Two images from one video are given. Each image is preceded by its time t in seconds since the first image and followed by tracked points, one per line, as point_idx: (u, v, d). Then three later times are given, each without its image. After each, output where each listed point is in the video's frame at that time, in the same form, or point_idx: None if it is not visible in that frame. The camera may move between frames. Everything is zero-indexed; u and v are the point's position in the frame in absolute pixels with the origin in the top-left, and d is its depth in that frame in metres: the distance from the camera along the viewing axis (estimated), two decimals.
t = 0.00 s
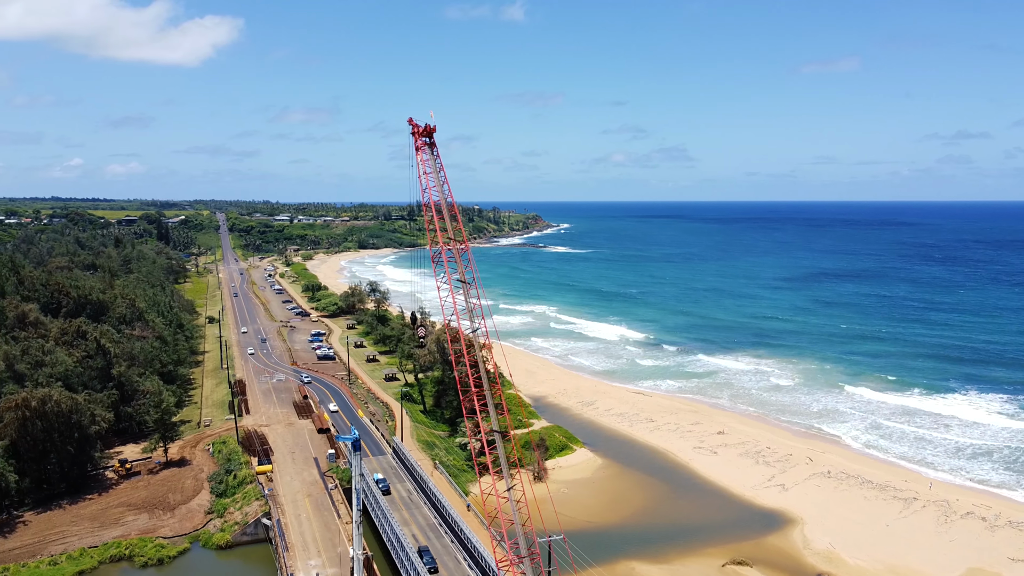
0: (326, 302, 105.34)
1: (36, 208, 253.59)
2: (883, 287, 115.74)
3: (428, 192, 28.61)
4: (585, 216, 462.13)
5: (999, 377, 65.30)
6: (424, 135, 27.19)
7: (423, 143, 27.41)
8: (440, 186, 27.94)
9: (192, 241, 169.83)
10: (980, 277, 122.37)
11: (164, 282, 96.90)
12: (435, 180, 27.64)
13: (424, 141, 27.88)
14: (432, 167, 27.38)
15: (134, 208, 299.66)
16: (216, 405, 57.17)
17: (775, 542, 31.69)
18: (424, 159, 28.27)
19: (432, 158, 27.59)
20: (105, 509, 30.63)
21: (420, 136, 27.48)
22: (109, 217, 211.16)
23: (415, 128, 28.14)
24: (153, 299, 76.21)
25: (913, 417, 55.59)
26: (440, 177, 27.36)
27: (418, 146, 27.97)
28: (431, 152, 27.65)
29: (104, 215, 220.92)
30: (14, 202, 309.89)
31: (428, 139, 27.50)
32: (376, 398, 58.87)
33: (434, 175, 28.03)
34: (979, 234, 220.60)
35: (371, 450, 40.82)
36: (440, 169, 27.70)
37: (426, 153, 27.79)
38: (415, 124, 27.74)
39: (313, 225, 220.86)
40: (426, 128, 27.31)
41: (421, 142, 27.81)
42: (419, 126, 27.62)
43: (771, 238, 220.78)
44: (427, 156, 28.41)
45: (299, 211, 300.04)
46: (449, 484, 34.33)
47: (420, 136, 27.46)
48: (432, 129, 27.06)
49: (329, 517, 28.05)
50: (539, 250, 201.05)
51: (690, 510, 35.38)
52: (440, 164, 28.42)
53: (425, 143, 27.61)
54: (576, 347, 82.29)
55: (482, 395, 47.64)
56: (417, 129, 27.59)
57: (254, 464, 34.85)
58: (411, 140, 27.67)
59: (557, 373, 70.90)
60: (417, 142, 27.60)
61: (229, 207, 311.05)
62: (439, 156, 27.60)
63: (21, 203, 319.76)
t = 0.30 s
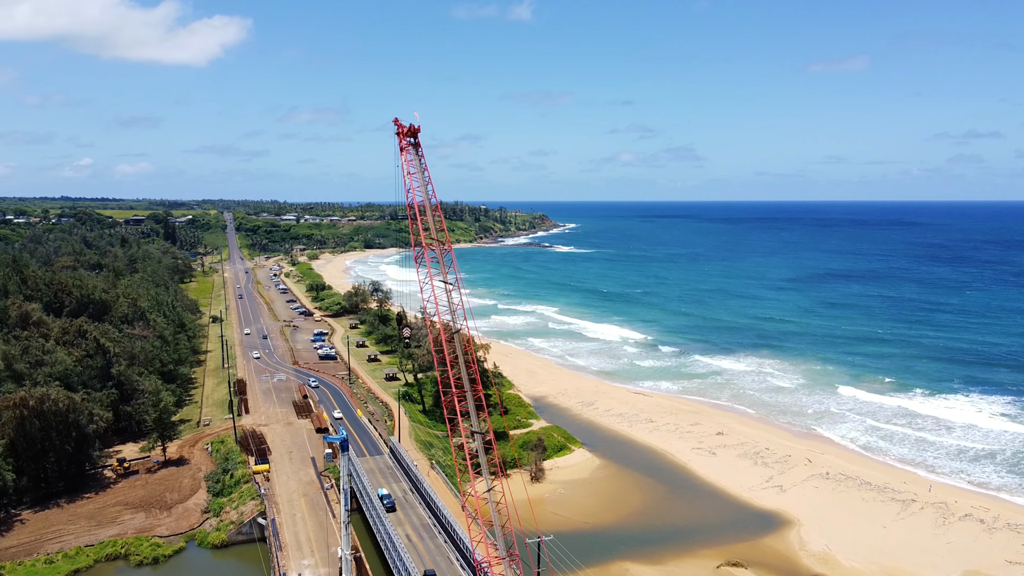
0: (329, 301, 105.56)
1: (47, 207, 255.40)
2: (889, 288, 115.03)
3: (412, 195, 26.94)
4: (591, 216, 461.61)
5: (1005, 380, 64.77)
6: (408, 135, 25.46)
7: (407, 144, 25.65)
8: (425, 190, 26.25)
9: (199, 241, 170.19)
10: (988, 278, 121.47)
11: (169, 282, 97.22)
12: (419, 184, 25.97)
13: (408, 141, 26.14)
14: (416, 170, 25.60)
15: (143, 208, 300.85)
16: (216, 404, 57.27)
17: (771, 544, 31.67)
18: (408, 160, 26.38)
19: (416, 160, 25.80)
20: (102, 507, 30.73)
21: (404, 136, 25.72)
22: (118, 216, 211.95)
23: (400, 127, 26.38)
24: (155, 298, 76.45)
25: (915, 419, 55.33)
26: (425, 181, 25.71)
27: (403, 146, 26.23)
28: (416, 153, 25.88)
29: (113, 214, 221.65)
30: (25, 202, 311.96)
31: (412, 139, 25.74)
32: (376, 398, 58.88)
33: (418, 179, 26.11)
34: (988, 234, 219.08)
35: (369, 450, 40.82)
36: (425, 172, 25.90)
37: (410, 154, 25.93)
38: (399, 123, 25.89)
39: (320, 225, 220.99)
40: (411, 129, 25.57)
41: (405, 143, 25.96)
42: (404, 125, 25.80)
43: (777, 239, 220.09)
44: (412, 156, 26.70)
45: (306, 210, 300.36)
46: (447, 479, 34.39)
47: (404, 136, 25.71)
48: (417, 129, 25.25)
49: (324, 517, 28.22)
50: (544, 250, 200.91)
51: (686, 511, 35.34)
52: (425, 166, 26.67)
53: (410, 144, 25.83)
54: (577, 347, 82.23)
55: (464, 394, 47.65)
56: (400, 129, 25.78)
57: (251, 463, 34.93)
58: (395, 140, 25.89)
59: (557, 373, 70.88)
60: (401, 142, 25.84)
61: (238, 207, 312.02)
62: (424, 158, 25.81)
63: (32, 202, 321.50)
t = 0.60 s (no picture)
0: (336, 301, 105.97)
1: (63, 207, 257.84)
2: (900, 290, 114.01)
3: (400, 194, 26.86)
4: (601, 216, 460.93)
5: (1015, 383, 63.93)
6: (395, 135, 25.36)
7: (395, 144, 25.53)
8: (413, 189, 26.19)
9: (210, 241, 171.35)
10: (1001, 280, 119.96)
11: (178, 282, 97.98)
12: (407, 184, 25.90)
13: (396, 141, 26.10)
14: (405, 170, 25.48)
15: (156, 208, 302.55)
16: (220, 404, 57.56)
17: (770, 546, 31.55)
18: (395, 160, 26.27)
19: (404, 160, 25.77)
20: (103, 506, 30.94)
21: (392, 136, 25.58)
22: (131, 216, 213.69)
23: (387, 127, 26.30)
24: (163, 298, 77.04)
25: (921, 422, 54.80)
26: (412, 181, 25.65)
27: (390, 146, 26.21)
28: (403, 152, 25.87)
29: (127, 215, 223.56)
30: (41, 202, 315.49)
31: (400, 139, 25.62)
32: (379, 398, 58.95)
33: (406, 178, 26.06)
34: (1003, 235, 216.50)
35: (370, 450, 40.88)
36: (413, 171, 25.75)
37: (398, 153, 25.89)
38: (387, 123, 25.76)
39: (330, 225, 221.76)
40: (398, 128, 25.43)
41: (393, 143, 25.86)
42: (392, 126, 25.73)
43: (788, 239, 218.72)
44: (398, 156, 26.73)
45: (318, 210, 301.62)
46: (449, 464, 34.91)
47: (391, 136, 25.57)
48: (404, 129, 25.20)
49: (322, 517, 28.36)
50: (552, 250, 200.78)
51: (686, 512, 35.24)
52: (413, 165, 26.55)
53: (397, 144, 25.76)
54: (582, 348, 82.16)
55: (448, 394, 47.45)
56: (388, 129, 25.69)
57: (252, 463, 35.08)
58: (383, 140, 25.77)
59: (562, 373, 70.80)
60: (388, 142, 25.70)
61: (250, 206, 313.82)
62: (411, 158, 25.77)
63: (48, 202, 325.00)
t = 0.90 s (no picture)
0: (344, 301, 106.32)
1: (79, 207, 260.69)
2: (911, 292, 112.98)
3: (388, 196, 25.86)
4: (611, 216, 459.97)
5: None
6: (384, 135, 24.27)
7: (383, 145, 24.52)
8: (401, 190, 25.08)
9: (222, 241, 172.35)
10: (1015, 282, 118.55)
11: (187, 281, 98.68)
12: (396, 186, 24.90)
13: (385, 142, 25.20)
14: (394, 171, 24.46)
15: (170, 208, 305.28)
16: (225, 403, 57.85)
17: (770, 548, 31.39)
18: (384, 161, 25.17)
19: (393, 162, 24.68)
20: (106, 504, 31.18)
21: (380, 136, 24.57)
22: (145, 217, 215.33)
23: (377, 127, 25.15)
24: (171, 298, 77.62)
25: (928, 425, 54.15)
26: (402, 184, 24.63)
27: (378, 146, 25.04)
28: (392, 153, 24.65)
29: (141, 215, 225.26)
30: (56, 202, 318.80)
31: (389, 140, 24.61)
32: (383, 398, 58.95)
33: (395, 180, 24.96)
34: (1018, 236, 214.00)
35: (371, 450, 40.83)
36: (402, 173, 24.74)
37: (387, 155, 24.80)
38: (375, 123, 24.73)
39: (341, 225, 222.37)
40: (386, 129, 24.41)
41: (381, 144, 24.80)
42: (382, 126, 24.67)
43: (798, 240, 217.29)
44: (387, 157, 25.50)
45: (329, 210, 302.39)
46: (446, 458, 35.45)
47: (379, 136, 24.54)
48: (392, 130, 24.26)
49: (323, 516, 28.52)
50: (560, 250, 200.52)
51: (685, 514, 35.14)
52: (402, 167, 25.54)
53: (386, 145, 24.66)
54: (588, 349, 81.99)
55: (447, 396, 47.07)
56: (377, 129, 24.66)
57: (253, 462, 35.20)
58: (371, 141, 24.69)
59: (567, 374, 70.64)
60: (377, 143, 24.67)
61: (262, 206, 315.36)
62: (400, 159, 24.63)
63: (63, 203, 328.26)
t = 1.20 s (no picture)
0: (352, 300, 106.78)
1: (94, 207, 263.21)
2: (923, 293, 111.91)
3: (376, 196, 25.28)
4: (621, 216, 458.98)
5: None
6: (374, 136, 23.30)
7: (372, 146, 23.67)
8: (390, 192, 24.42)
9: (234, 241, 173.63)
10: None
11: (198, 281, 99.54)
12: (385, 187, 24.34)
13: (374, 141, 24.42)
14: (383, 173, 23.79)
15: (182, 207, 308.02)
16: (230, 402, 58.17)
17: (770, 550, 31.25)
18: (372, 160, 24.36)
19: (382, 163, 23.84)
20: (108, 502, 31.41)
21: (369, 136, 23.67)
22: (159, 216, 217.36)
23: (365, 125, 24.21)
24: (179, 297, 78.20)
25: (937, 428, 53.63)
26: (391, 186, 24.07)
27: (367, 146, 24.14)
28: (381, 154, 23.82)
29: (156, 215, 227.17)
30: (72, 202, 322.87)
31: (378, 140, 23.77)
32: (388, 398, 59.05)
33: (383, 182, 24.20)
34: None
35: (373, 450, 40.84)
36: (391, 174, 24.15)
37: (375, 155, 23.98)
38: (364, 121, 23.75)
39: (352, 224, 223.28)
40: (376, 129, 23.46)
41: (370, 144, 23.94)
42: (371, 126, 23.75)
43: (810, 240, 215.83)
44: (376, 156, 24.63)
45: (341, 210, 303.58)
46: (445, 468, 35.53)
47: (369, 136, 23.61)
48: (381, 130, 23.25)
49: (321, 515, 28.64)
50: (570, 250, 200.32)
51: (685, 515, 35.06)
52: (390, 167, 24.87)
53: (375, 145, 23.77)
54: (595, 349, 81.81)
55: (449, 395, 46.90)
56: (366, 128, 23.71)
57: (255, 461, 35.38)
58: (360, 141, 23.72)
59: (572, 374, 70.61)
60: (365, 142, 23.81)
61: (274, 206, 316.95)
62: (389, 160, 23.82)
63: (78, 202, 331.94)
